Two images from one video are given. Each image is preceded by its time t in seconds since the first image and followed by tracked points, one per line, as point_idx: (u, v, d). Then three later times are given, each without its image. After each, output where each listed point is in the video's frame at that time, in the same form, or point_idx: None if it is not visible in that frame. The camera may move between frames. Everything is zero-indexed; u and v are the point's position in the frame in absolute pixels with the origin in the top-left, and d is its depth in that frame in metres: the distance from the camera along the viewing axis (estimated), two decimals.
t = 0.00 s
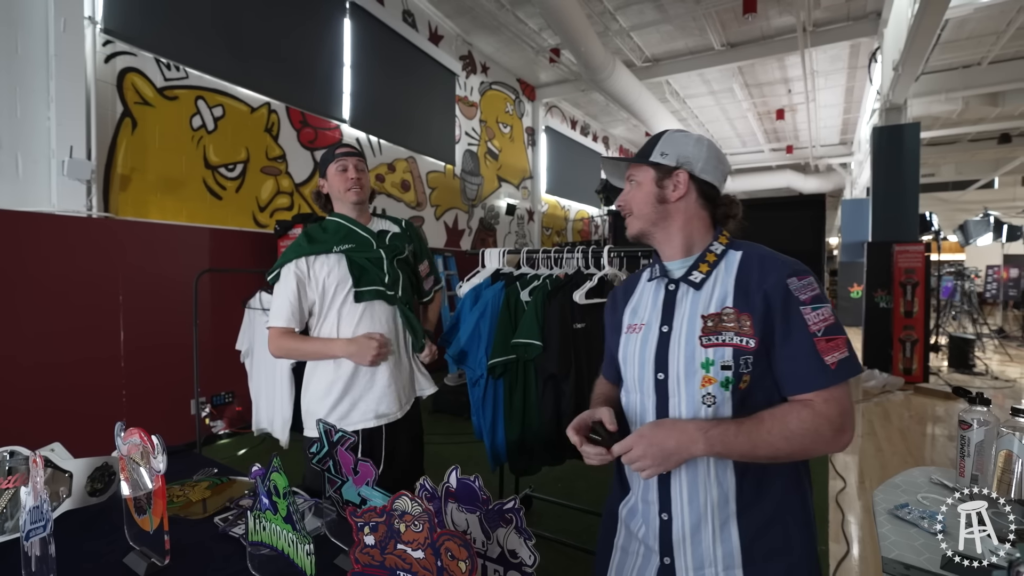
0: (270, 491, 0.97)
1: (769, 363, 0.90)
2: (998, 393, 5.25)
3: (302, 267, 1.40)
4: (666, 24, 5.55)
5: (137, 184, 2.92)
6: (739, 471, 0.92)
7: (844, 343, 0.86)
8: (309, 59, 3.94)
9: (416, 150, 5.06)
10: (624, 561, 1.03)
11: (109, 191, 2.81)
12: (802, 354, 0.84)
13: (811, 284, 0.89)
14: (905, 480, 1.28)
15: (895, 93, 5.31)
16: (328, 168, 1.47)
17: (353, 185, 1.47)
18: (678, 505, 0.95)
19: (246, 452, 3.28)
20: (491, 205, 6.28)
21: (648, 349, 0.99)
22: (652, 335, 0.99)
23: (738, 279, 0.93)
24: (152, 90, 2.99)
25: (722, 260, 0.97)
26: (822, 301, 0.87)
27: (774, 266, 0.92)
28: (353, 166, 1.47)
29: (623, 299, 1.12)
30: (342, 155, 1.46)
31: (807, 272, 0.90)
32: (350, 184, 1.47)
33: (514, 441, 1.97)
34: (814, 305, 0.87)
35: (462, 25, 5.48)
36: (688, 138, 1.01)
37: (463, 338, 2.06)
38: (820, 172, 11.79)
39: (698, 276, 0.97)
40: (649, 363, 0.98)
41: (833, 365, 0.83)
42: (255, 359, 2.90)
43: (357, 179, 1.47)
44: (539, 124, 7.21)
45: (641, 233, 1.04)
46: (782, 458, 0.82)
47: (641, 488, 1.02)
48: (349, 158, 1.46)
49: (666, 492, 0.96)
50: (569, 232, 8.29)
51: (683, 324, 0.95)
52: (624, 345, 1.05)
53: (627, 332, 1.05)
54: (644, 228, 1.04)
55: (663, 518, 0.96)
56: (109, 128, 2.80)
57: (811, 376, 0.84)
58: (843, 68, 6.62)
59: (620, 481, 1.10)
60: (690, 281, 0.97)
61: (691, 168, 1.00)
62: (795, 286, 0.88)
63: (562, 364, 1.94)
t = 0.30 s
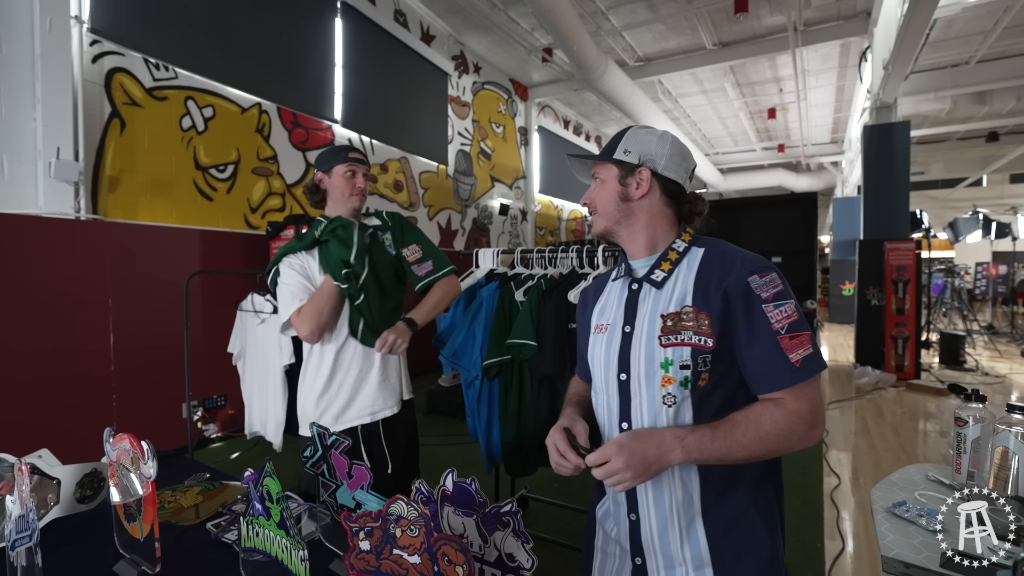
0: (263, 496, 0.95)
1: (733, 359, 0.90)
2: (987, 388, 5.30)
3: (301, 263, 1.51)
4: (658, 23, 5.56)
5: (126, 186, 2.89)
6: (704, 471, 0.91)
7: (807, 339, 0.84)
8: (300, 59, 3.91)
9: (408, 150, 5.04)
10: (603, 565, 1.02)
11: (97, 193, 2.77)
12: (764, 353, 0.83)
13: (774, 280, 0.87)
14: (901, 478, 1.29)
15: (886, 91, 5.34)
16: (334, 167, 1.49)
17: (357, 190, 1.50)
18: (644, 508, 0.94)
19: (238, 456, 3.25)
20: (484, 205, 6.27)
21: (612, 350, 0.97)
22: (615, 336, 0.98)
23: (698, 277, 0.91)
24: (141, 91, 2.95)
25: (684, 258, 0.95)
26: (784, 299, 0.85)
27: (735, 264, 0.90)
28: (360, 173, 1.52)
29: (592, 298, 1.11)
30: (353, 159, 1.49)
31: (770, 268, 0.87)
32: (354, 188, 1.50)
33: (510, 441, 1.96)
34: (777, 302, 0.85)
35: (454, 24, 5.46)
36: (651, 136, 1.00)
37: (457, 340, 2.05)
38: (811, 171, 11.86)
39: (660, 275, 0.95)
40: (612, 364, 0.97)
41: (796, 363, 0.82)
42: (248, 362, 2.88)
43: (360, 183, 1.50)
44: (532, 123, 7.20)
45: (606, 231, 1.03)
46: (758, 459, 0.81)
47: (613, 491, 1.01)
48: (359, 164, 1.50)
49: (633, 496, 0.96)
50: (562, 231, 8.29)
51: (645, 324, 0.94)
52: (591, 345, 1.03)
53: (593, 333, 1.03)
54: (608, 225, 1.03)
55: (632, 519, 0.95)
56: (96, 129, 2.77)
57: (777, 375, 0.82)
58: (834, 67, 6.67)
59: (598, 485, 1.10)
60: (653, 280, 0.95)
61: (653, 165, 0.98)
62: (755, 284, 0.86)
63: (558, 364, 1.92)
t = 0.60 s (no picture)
0: (255, 499, 0.93)
1: (720, 357, 0.86)
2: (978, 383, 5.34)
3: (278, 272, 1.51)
4: (652, 20, 5.55)
5: (114, 183, 2.84)
6: (691, 475, 0.88)
7: (799, 335, 0.79)
8: (291, 55, 3.86)
9: (401, 147, 5.00)
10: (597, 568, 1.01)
11: (84, 191, 2.72)
12: (748, 351, 0.79)
13: (761, 272, 0.82)
14: (900, 474, 1.29)
15: (878, 88, 5.36)
16: (341, 165, 1.51)
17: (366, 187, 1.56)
18: (631, 512, 0.93)
19: (231, 456, 3.23)
20: (478, 202, 6.24)
21: (599, 349, 0.96)
22: (602, 335, 0.97)
23: (683, 273, 0.89)
24: (128, 87, 2.90)
25: (671, 253, 0.92)
26: (769, 292, 0.80)
27: (720, 257, 0.86)
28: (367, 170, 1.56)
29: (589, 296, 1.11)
30: (358, 156, 1.53)
31: (758, 261, 0.83)
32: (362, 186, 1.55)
33: (506, 439, 1.95)
34: (762, 296, 0.79)
35: (447, 20, 5.42)
36: (638, 128, 0.98)
37: (451, 337, 2.03)
38: (804, 168, 11.92)
39: (646, 271, 0.92)
40: (598, 363, 0.96)
41: (784, 361, 0.77)
42: (240, 362, 2.85)
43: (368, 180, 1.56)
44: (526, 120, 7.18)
45: (595, 228, 1.02)
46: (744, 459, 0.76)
47: (603, 494, 1.01)
48: (363, 161, 1.54)
49: (620, 498, 0.95)
50: (557, 229, 8.28)
51: (630, 323, 0.92)
52: (583, 345, 1.02)
53: (585, 332, 1.03)
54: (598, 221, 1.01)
55: (619, 524, 0.95)
56: (83, 125, 2.72)
57: (762, 375, 0.78)
58: (827, 64, 6.69)
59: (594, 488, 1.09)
60: (638, 277, 0.93)
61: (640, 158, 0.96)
62: (737, 277, 0.82)
63: (554, 362, 1.90)
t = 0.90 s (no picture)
0: (242, 507, 0.91)
1: (742, 368, 0.83)
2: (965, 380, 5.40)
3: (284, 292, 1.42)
4: (644, 20, 5.55)
5: (98, 181, 2.78)
6: (702, 492, 0.85)
7: (834, 349, 0.74)
8: (280, 52, 3.81)
9: (392, 146, 4.96)
10: None
11: (67, 189, 2.66)
12: (775, 362, 0.75)
13: (794, 277, 0.77)
14: (897, 474, 1.29)
15: (867, 89, 5.40)
16: (346, 165, 1.48)
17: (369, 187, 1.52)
18: (638, 531, 0.91)
19: (220, 460, 3.18)
20: (470, 201, 6.22)
21: (613, 354, 0.95)
22: (616, 339, 0.95)
23: (707, 275, 0.86)
24: (113, 83, 2.84)
25: (695, 253, 0.90)
26: (805, 300, 0.75)
27: (749, 258, 0.82)
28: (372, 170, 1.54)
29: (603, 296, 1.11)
30: (365, 158, 1.51)
31: (790, 265, 0.78)
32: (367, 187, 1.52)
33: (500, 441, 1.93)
34: (794, 304, 0.75)
35: (438, 19, 5.39)
36: (663, 119, 0.91)
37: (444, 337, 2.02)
38: (793, 168, 12.01)
39: (668, 272, 0.91)
40: (611, 369, 0.95)
41: (816, 378, 0.72)
42: (228, 364, 2.80)
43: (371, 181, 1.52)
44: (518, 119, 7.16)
45: (638, 241, 0.93)
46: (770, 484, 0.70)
47: (609, 511, 0.99)
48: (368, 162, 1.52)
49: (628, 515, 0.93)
50: (548, 228, 8.28)
51: (645, 328, 0.90)
52: (595, 347, 1.02)
53: (598, 335, 1.02)
54: (643, 233, 0.93)
55: (625, 543, 0.93)
56: (66, 122, 2.66)
57: (787, 392, 0.74)
58: (816, 65, 6.74)
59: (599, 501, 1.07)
60: (659, 278, 0.92)
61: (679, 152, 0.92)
62: (765, 279, 0.78)
63: (548, 362, 1.88)
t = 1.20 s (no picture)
0: (207, 520, 0.87)
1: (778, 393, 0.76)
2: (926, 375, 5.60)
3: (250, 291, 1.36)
4: (619, 21, 5.59)
5: (54, 176, 2.65)
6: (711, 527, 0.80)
7: (888, 376, 0.68)
8: (250, 46, 3.70)
9: (367, 144, 4.88)
10: None
11: (19, 184, 2.53)
12: (818, 386, 0.69)
13: (847, 289, 0.71)
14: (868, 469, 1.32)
15: (834, 94, 5.55)
16: (300, 162, 1.46)
17: (329, 185, 1.48)
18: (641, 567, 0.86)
19: (186, 467, 3.07)
20: (446, 200, 6.17)
21: (623, 363, 0.89)
22: (629, 346, 0.90)
23: (741, 281, 0.80)
24: (70, 74, 2.71)
25: (725, 253, 0.84)
26: (857, 318, 0.69)
27: (792, 264, 0.76)
28: (331, 165, 1.49)
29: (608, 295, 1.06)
30: (319, 151, 1.46)
31: (842, 276, 0.72)
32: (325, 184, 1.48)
33: (476, 443, 1.92)
34: (846, 320, 0.69)
35: (413, 16, 5.32)
36: (706, 94, 0.84)
37: (421, 336, 1.99)
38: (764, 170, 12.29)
39: (694, 272, 0.85)
40: (621, 382, 0.89)
41: (866, 409, 0.65)
42: (194, 367, 2.71)
43: (331, 177, 1.48)
44: (494, 119, 7.13)
45: (670, 232, 0.88)
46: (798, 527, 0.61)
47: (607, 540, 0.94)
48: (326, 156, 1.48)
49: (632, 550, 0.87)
50: (525, 227, 8.27)
51: (665, 337, 0.85)
52: (599, 353, 0.97)
53: (605, 338, 0.97)
54: (676, 221, 0.87)
55: None
56: (17, 114, 2.53)
57: (832, 426, 0.67)
58: (786, 69, 6.89)
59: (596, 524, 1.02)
60: (683, 279, 0.86)
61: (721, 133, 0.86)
62: (814, 287, 0.72)
63: (526, 363, 1.87)
